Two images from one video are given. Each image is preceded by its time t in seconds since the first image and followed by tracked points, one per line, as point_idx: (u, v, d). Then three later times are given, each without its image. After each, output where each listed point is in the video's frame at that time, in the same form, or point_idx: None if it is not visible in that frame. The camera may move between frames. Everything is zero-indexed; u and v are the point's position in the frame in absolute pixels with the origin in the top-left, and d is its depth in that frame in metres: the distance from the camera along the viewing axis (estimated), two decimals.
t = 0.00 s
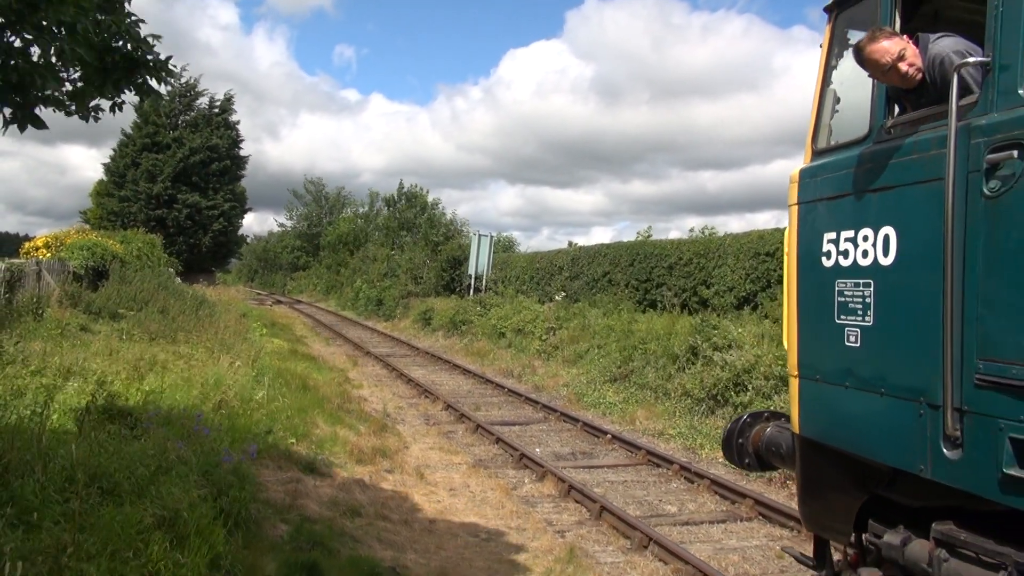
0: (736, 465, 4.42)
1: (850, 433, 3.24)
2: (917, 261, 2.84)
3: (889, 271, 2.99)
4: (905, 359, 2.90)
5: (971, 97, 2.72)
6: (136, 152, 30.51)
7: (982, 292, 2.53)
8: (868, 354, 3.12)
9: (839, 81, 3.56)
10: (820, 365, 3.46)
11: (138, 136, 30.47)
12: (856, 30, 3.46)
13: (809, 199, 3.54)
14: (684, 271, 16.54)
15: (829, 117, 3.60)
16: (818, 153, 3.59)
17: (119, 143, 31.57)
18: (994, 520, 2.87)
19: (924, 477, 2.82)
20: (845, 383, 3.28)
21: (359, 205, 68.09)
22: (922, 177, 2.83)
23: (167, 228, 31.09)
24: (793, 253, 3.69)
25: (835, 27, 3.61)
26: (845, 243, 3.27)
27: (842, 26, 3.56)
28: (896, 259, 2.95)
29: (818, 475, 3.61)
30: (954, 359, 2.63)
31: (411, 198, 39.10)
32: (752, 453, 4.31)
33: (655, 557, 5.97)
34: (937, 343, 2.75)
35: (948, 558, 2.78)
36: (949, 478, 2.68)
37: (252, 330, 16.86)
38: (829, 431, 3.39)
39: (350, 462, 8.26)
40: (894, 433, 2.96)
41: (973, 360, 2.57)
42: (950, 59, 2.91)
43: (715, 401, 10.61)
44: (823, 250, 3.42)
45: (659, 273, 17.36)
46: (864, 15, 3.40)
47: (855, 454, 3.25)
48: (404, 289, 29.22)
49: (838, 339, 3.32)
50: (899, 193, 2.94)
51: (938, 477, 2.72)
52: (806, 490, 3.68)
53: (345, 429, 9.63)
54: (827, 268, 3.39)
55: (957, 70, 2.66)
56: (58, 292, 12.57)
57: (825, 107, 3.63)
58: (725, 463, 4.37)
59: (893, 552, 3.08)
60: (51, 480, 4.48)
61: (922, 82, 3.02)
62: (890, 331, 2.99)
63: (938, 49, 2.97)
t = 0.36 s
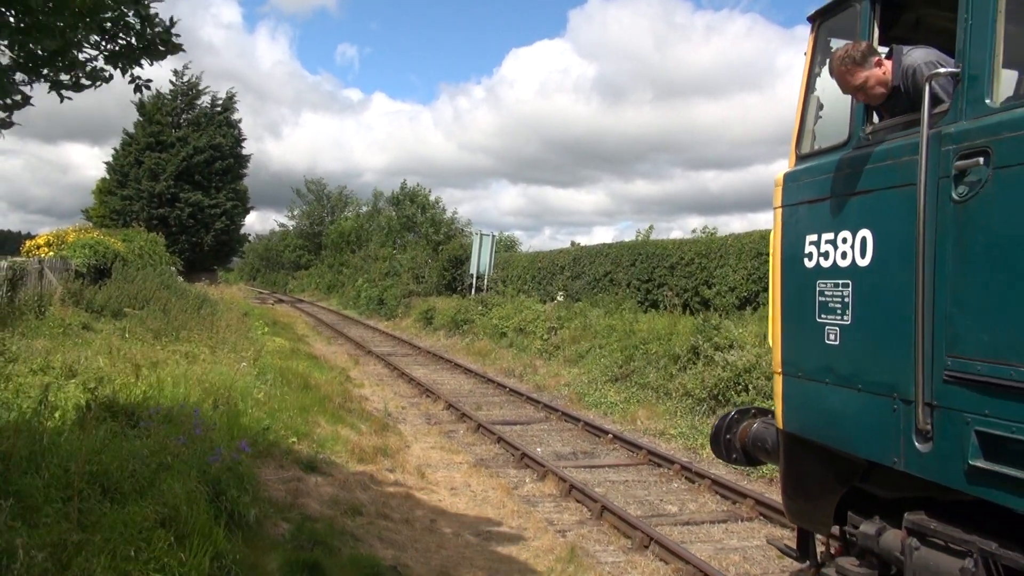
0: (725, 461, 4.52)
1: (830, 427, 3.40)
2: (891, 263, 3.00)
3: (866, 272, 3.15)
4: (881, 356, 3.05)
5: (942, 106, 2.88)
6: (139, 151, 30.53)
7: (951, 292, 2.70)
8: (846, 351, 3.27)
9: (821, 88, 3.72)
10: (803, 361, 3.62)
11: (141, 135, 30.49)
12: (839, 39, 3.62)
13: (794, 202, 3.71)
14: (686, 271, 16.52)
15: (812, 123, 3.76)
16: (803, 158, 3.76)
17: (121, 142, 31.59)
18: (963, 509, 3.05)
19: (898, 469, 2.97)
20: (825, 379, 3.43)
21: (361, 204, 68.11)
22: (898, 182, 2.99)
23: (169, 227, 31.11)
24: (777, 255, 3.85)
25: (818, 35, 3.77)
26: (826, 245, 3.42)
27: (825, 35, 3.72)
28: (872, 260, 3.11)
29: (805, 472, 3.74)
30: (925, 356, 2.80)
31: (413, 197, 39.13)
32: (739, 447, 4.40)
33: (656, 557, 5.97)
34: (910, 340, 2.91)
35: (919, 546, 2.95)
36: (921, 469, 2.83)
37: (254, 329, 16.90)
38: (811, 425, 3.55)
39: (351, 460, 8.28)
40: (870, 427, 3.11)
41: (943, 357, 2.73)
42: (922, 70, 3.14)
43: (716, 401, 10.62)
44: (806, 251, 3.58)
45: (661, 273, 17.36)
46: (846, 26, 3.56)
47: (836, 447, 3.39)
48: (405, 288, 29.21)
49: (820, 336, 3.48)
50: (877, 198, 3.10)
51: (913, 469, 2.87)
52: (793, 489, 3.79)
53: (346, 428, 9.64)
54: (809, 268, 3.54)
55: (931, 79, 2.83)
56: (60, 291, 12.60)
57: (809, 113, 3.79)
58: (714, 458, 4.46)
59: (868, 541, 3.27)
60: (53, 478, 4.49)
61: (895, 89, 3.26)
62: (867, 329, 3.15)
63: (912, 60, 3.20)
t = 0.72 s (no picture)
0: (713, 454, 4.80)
1: (809, 421, 3.57)
2: (866, 266, 3.19)
3: (843, 275, 3.33)
4: (856, 353, 3.23)
5: (913, 115, 3.03)
6: (140, 151, 30.52)
7: (922, 292, 2.87)
8: (824, 348, 3.46)
9: (803, 97, 3.89)
10: (785, 359, 3.79)
11: (141, 135, 30.46)
12: (818, 50, 3.80)
13: (777, 207, 3.89)
14: (687, 272, 16.51)
15: (794, 129, 3.94)
16: (786, 163, 3.94)
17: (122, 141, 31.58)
18: (929, 500, 3.21)
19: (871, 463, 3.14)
20: (805, 377, 3.61)
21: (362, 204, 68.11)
22: (872, 188, 3.17)
23: (169, 227, 31.11)
24: (762, 258, 4.03)
25: (800, 44, 3.94)
26: (806, 247, 3.61)
27: (806, 45, 3.90)
28: (849, 263, 3.29)
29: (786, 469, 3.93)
30: (897, 353, 2.97)
31: (413, 197, 39.11)
32: (726, 443, 4.66)
33: (656, 557, 5.97)
34: (883, 338, 3.08)
35: (889, 536, 3.12)
36: (891, 462, 3.00)
37: (254, 329, 16.89)
38: (793, 420, 3.72)
39: (351, 460, 8.28)
40: (846, 422, 3.29)
41: (912, 355, 2.90)
42: (895, 79, 3.25)
43: (716, 402, 10.61)
44: (788, 253, 3.77)
45: (661, 274, 17.35)
46: (825, 36, 3.74)
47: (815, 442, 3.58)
48: (406, 288, 29.19)
49: (801, 335, 3.66)
50: (852, 204, 3.28)
51: (883, 461, 3.05)
52: (776, 485, 4.01)
53: (346, 428, 9.63)
54: (791, 269, 3.74)
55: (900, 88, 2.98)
56: (60, 290, 12.60)
57: (791, 120, 3.96)
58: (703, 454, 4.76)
59: (843, 532, 3.39)
60: (54, 476, 4.49)
61: (868, 99, 3.40)
62: (843, 329, 3.32)
63: (885, 71, 3.32)
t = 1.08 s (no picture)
0: (698, 451, 4.82)
1: (785, 417, 3.66)
2: (839, 266, 3.27)
3: (819, 274, 3.42)
4: (831, 352, 3.32)
5: (885, 123, 3.13)
6: (139, 151, 30.51)
7: (890, 295, 2.97)
8: (801, 347, 3.54)
9: (784, 103, 4.00)
10: (765, 358, 3.88)
11: (140, 134, 30.43)
12: (798, 57, 3.90)
13: (758, 210, 3.98)
14: (686, 273, 16.54)
15: (776, 134, 4.05)
16: (767, 167, 4.04)
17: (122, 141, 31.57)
18: (905, 492, 3.32)
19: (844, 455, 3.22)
20: (783, 374, 3.70)
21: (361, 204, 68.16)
22: (845, 191, 3.26)
23: (169, 226, 31.13)
24: (743, 259, 4.12)
25: (781, 52, 4.04)
26: (785, 249, 3.70)
27: (787, 52, 4.00)
28: (824, 262, 3.38)
29: (766, 460, 4.00)
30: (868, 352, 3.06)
31: (413, 197, 39.14)
32: (711, 438, 4.70)
33: (655, 558, 5.97)
34: (854, 337, 3.17)
35: (861, 525, 3.21)
36: (861, 454, 3.09)
37: (254, 329, 16.89)
38: (771, 416, 3.80)
39: (350, 460, 8.28)
40: (820, 417, 3.38)
41: (882, 353, 2.99)
42: (866, 88, 3.35)
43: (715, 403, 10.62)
44: (769, 254, 3.85)
45: (660, 274, 17.37)
46: (804, 44, 3.84)
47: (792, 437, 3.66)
48: (405, 288, 29.24)
49: (779, 333, 3.75)
50: (828, 206, 3.38)
51: (856, 454, 3.12)
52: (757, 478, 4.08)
53: (345, 427, 9.63)
54: (771, 270, 3.83)
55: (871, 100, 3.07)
56: (60, 290, 12.59)
57: (773, 125, 4.07)
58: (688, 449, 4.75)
59: (818, 522, 3.47)
60: (52, 474, 4.47)
61: (843, 107, 3.49)
62: (818, 327, 3.41)
63: (858, 79, 3.41)
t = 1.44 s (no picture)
0: (685, 444, 4.95)
1: (765, 410, 3.82)
2: (815, 264, 3.43)
3: (796, 272, 3.58)
4: (807, 347, 3.47)
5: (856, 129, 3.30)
6: (138, 148, 30.49)
7: (861, 293, 3.11)
8: (780, 342, 3.69)
9: (765, 106, 4.15)
10: (746, 352, 4.03)
11: (139, 132, 30.39)
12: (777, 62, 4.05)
13: (739, 210, 4.13)
14: (686, 271, 16.54)
15: (758, 136, 4.20)
16: (750, 169, 4.19)
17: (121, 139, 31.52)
18: (871, 480, 3.41)
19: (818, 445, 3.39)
20: (762, 368, 3.85)
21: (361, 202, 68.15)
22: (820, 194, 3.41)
23: (169, 225, 31.12)
24: (726, 257, 4.27)
25: (763, 59, 4.20)
26: (764, 248, 3.85)
27: (767, 58, 4.15)
28: (801, 260, 3.54)
29: (748, 454, 4.19)
30: (840, 347, 3.21)
31: (412, 195, 39.14)
32: (697, 432, 4.83)
33: (655, 555, 5.97)
34: (827, 332, 3.33)
35: (832, 512, 3.37)
36: (833, 444, 3.25)
37: (253, 327, 16.88)
38: (752, 409, 3.96)
39: (350, 458, 8.27)
40: (796, 409, 3.54)
41: (853, 348, 3.14)
42: (836, 96, 3.48)
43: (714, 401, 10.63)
44: (749, 253, 4.00)
45: (660, 272, 17.38)
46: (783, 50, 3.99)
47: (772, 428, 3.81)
48: (405, 286, 29.28)
49: (759, 329, 3.90)
50: (804, 208, 3.53)
51: (830, 444, 3.27)
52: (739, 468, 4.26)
53: (345, 426, 9.63)
54: (751, 269, 3.98)
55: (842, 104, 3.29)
56: (59, 287, 12.58)
57: (755, 128, 4.22)
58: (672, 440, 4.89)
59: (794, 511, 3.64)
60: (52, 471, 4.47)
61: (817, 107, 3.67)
62: (795, 322, 3.57)
63: (831, 86, 3.54)
